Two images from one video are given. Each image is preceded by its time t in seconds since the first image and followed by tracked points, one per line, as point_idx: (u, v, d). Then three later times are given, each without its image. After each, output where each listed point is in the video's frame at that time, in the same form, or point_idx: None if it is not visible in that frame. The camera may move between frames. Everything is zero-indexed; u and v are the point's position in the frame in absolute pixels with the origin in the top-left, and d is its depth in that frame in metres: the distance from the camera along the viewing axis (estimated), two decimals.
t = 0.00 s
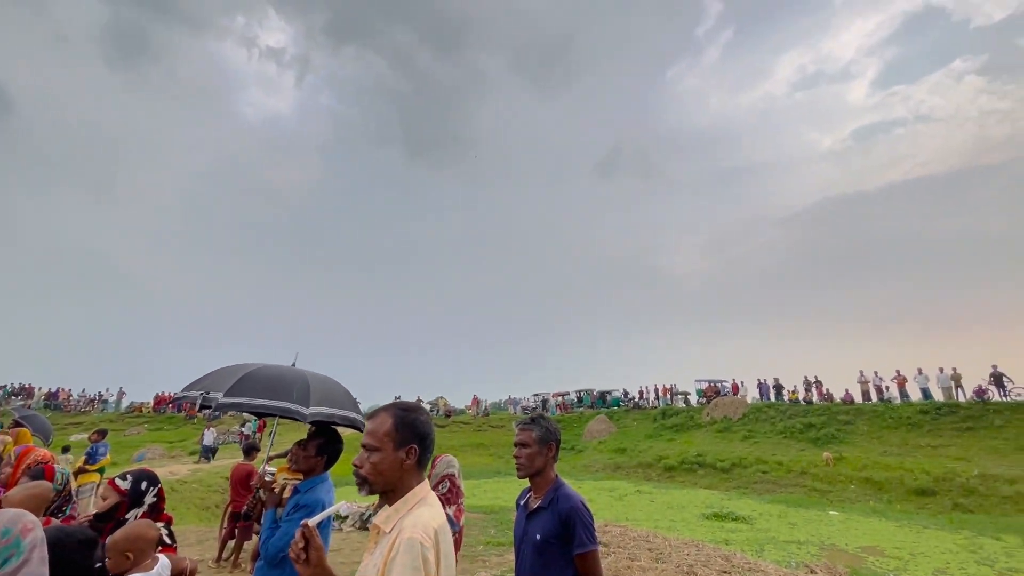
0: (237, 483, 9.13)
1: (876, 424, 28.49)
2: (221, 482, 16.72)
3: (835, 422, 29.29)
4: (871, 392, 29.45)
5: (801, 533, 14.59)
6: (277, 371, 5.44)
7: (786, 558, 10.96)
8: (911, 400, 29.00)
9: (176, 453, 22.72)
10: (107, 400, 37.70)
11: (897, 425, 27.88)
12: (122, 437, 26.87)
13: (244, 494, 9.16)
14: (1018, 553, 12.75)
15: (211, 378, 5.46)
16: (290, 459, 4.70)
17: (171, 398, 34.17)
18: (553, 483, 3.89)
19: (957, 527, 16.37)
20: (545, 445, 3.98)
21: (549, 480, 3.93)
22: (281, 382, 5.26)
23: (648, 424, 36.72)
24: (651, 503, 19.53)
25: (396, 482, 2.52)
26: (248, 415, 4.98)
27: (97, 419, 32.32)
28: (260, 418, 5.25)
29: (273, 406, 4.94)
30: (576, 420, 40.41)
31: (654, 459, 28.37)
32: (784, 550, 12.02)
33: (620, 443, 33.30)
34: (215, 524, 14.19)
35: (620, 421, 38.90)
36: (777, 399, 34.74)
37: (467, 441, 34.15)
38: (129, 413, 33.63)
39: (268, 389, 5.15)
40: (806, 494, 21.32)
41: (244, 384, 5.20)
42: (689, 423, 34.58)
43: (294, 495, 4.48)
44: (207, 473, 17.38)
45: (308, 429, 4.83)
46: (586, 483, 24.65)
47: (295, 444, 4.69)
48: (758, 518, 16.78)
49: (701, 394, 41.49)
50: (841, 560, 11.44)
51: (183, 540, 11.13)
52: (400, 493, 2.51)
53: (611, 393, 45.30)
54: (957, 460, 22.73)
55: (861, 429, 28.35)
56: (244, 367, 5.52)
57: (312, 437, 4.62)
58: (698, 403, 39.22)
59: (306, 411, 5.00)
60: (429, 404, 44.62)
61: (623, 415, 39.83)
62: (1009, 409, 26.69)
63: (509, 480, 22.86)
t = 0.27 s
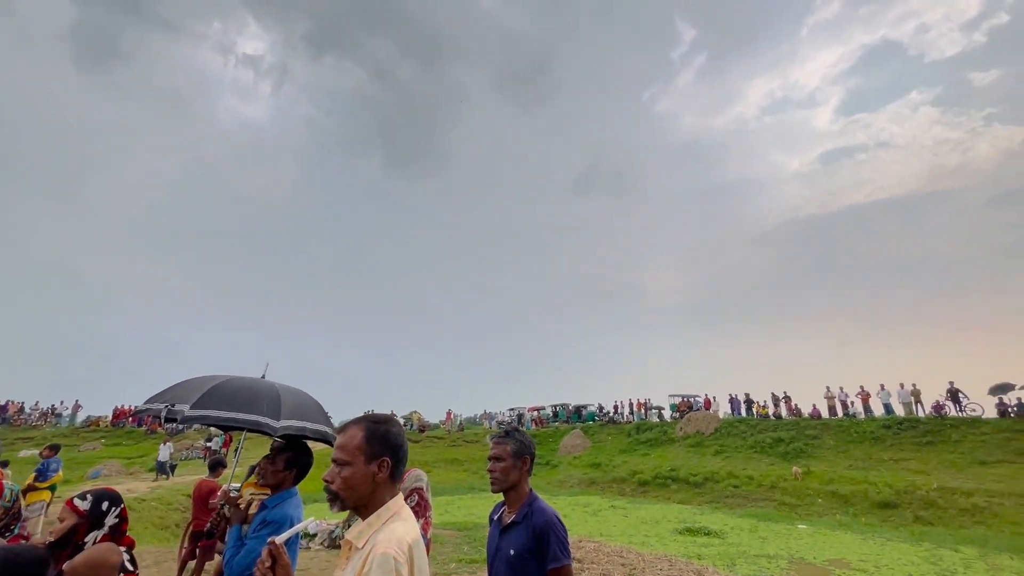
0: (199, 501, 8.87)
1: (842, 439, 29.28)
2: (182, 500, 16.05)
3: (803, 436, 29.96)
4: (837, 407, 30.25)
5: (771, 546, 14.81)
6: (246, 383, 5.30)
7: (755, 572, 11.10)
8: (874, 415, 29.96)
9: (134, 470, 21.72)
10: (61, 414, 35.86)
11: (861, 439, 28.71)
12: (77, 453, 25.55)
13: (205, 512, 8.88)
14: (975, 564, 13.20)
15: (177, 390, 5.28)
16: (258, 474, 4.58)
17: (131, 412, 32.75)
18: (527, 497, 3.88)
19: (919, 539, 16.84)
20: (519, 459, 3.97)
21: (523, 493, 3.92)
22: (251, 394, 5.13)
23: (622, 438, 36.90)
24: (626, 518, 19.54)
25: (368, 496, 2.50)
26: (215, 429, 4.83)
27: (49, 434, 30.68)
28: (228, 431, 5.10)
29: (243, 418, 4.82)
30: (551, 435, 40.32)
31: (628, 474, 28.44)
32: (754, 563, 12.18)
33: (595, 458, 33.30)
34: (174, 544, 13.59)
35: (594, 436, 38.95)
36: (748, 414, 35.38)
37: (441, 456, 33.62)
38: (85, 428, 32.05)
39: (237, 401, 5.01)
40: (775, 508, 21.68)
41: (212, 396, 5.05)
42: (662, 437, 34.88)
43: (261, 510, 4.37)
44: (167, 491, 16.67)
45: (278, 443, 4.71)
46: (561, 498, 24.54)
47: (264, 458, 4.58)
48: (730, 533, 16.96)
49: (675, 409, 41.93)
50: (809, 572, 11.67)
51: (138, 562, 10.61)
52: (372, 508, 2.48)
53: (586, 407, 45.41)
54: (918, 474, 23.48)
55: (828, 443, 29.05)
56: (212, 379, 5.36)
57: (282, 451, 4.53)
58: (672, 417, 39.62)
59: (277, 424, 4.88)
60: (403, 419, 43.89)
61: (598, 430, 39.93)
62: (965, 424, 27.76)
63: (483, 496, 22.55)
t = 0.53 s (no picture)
0: (161, 518, 8.53)
1: (811, 453, 29.94)
2: (142, 518, 15.38)
3: (774, 450, 30.55)
4: (807, 422, 30.99)
5: (743, 560, 14.99)
6: (215, 393, 5.16)
7: None
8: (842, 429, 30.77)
9: (90, 487, 20.71)
10: (12, 428, 34.01)
11: (830, 453, 29.41)
12: (28, 469, 24.24)
13: (166, 530, 8.53)
14: None
15: (140, 401, 5.08)
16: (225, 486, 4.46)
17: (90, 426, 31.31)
18: (504, 509, 3.86)
19: (885, 551, 17.29)
20: (497, 471, 3.95)
21: (501, 506, 3.90)
22: (220, 405, 4.99)
23: (598, 452, 36.98)
24: (602, 534, 19.51)
25: (346, 507, 2.48)
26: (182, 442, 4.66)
27: None
28: (195, 444, 4.93)
29: (213, 430, 4.68)
30: (527, 449, 40.12)
31: (604, 488, 28.47)
32: None
33: (571, 472, 33.26)
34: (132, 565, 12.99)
35: (571, 450, 38.93)
36: (721, 428, 35.92)
37: (415, 471, 33.08)
38: (38, 442, 30.46)
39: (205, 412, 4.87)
40: (748, 522, 21.94)
41: (178, 407, 4.89)
42: (638, 452, 35.07)
43: (229, 524, 4.25)
44: (126, 508, 15.95)
45: (248, 456, 4.58)
46: (537, 513, 24.38)
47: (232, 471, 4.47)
48: (704, 547, 17.08)
49: (650, 422, 42.30)
50: None
51: None
52: (350, 520, 2.47)
53: (562, 421, 45.40)
54: (882, 487, 24.17)
55: (798, 457, 29.69)
56: (178, 389, 5.19)
57: (251, 463, 4.44)
58: (647, 431, 39.94)
59: (247, 435, 4.75)
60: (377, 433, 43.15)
61: (574, 444, 39.93)
62: (927, 438, 28.76)
63: (458, 511, 22.24)
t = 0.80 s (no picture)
0: (124, 532, 8.19)
1: (784, 464, 30.48)
2: (102, 534, 14.70)
3: (749, 462, 30.99)
4: (780, 434, 31.57)
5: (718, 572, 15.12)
6: (190, 401, 5.03)
7: None
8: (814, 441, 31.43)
9: (47, 502, 19.75)
10: None
11: (802, 465, 29.99)
12: None
13: (129, 545, 8.19)
14: None
15: (110, 409, 4.92)
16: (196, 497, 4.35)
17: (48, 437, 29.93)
18: (487, 519, 3.84)
19: (855, 562, 17.65)
20: (480, 480, 3.94)
21: (484, 516, 3.87)
22: (195, 413, 4.86)
23: (576, 465, 36.94)
24: (579, 547, 19.45)
25: (329, 515, 2.45)
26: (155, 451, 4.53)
27: None
28: (167, 453, 4.78)
29: (187, 439, 4.56)
30: (505, 462, 39.84)
31: (582, 501, 28.40)
32: None
33: (549, 485, 33.11)
34: None
35: (549, 462, 38.81)
36: (697, 440, 36.31)
37: (391, 484, 32.48)
38: None
39: (179, 420, 4.74)
40: (723, 533, 22.16)
41: (150, 415, 4.75)
42: (615, 464, 35.17)
43: (200, 537, 4.13)
44: (85, 524, 15.23)
45: (223, 465, 4.48)
46: (515, 527, 24.15)
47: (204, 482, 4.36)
48: (680, 560, 17.17)
49: (627, 435, 42.52)
50: None
51: None
52: (333, 528, 2.44)
53: (541, 434, 45.29)
54: (852, 498, 24.71)
55: (771, 469, 30.18)
56: (151, 396, 5.05)
57: (224, 473, 4.35)
58: (625, 444, 40.11)
59: (224, 444, 4.64)
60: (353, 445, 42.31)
61: (552, 456, 39.82)
62: (894, 450, 29.58)
63: (435, 525, 21.87)
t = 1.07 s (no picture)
0: (92, 542, 7.91)
1: (760, 472, 30.97)
2: (65, 545, 14.12)
3: (726, 470, 31.40)
4: (756, 442, 32.10)
5: None
6: (171, 402, 4.93)
7: None
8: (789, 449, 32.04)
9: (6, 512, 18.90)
10: None
11: (778, 473, 30.51)
12: None
13: (98, 555, 7.91)
14: None
15: (88, 410, 4.78)
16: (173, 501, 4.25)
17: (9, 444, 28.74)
18: (475, 522, 3.83)
19: (829, 567, 17.98)
20: (469, 482, 3.94)
21: (472, 518, 3.87)
22: (177, 416, 4.76)
23: (557, 473, 36.93)
24: (559, 555, 19.40)
25: (322, 513, 2.43)
26: (135, 454, 4.43)
27: None
28: (147, 456, 4.67)
29: (169, 443, 4.47)
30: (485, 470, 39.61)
31: (562, 509, 28.38)
32: None
33: (529, 493, 33.01)
34: None
35: (529, 470, 38.71)
36: (676, 448, 36.65)
37: (369, 493, 31.96)
38: None
39: (161, 423, 4.64)
40: (701, 540, 22.36)
41: (131, 417, 4.63)
42: (596, 471, 35.27)
43: (177, 542, 4.03)
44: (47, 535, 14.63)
45: (206, 470, 4.40)
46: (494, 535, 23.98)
47: (183, 487, 4.26)
48: (659, 567, 17.25)
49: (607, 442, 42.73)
50: None
51: None
52: (326, 526, 2.42)
53: (521, 442, 45.18)
54: (826, 505, 25.21)
55: (748, 476, 30.63)
56: (131, 397, 4.93)
57: (204, 479, 4.25)
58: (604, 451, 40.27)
59: (207, 448, 4.57)
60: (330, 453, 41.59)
61: (533, 464, 39.75)
62: (865, 458, 30.32)
63: (413, 534, 21.55)
